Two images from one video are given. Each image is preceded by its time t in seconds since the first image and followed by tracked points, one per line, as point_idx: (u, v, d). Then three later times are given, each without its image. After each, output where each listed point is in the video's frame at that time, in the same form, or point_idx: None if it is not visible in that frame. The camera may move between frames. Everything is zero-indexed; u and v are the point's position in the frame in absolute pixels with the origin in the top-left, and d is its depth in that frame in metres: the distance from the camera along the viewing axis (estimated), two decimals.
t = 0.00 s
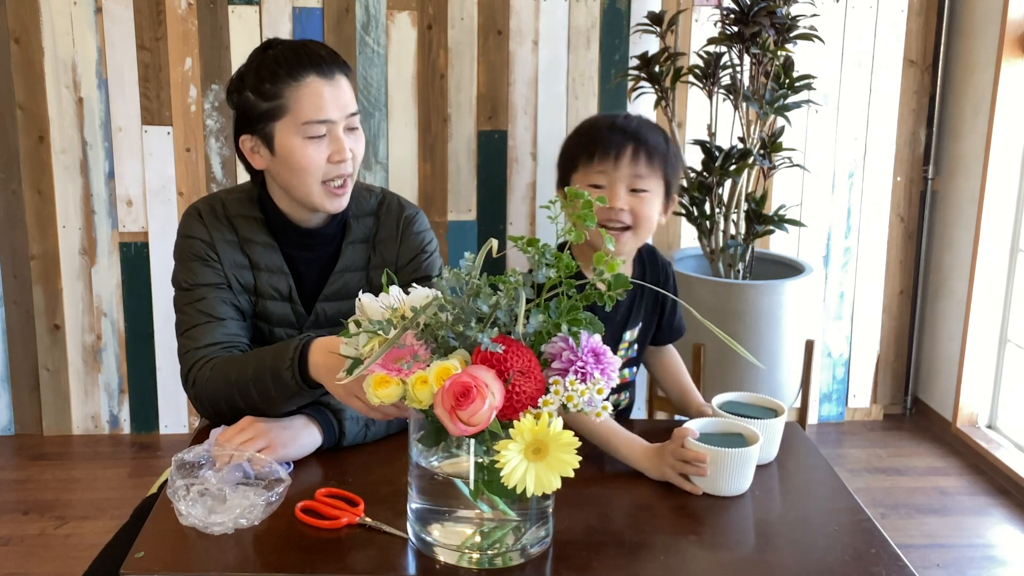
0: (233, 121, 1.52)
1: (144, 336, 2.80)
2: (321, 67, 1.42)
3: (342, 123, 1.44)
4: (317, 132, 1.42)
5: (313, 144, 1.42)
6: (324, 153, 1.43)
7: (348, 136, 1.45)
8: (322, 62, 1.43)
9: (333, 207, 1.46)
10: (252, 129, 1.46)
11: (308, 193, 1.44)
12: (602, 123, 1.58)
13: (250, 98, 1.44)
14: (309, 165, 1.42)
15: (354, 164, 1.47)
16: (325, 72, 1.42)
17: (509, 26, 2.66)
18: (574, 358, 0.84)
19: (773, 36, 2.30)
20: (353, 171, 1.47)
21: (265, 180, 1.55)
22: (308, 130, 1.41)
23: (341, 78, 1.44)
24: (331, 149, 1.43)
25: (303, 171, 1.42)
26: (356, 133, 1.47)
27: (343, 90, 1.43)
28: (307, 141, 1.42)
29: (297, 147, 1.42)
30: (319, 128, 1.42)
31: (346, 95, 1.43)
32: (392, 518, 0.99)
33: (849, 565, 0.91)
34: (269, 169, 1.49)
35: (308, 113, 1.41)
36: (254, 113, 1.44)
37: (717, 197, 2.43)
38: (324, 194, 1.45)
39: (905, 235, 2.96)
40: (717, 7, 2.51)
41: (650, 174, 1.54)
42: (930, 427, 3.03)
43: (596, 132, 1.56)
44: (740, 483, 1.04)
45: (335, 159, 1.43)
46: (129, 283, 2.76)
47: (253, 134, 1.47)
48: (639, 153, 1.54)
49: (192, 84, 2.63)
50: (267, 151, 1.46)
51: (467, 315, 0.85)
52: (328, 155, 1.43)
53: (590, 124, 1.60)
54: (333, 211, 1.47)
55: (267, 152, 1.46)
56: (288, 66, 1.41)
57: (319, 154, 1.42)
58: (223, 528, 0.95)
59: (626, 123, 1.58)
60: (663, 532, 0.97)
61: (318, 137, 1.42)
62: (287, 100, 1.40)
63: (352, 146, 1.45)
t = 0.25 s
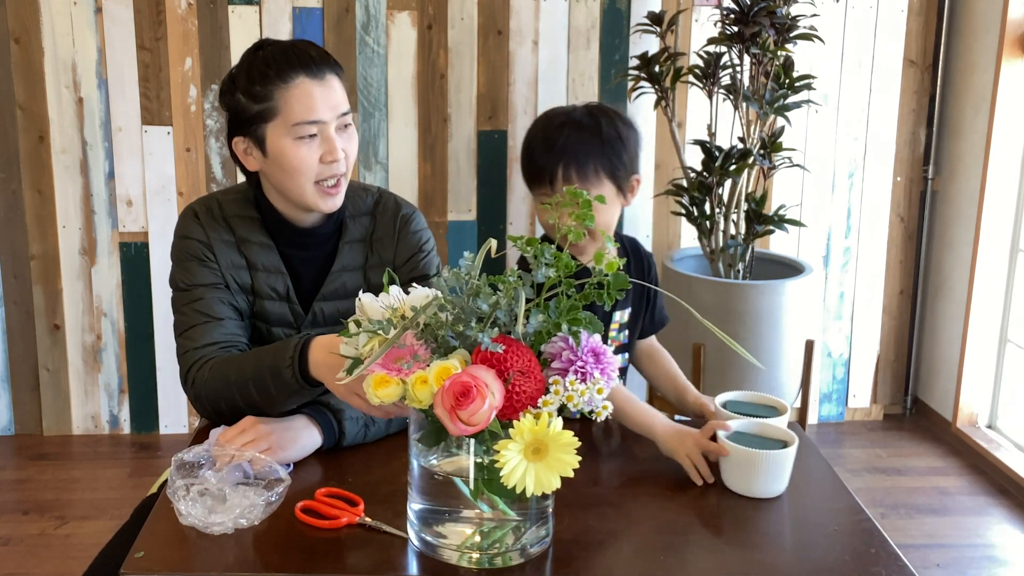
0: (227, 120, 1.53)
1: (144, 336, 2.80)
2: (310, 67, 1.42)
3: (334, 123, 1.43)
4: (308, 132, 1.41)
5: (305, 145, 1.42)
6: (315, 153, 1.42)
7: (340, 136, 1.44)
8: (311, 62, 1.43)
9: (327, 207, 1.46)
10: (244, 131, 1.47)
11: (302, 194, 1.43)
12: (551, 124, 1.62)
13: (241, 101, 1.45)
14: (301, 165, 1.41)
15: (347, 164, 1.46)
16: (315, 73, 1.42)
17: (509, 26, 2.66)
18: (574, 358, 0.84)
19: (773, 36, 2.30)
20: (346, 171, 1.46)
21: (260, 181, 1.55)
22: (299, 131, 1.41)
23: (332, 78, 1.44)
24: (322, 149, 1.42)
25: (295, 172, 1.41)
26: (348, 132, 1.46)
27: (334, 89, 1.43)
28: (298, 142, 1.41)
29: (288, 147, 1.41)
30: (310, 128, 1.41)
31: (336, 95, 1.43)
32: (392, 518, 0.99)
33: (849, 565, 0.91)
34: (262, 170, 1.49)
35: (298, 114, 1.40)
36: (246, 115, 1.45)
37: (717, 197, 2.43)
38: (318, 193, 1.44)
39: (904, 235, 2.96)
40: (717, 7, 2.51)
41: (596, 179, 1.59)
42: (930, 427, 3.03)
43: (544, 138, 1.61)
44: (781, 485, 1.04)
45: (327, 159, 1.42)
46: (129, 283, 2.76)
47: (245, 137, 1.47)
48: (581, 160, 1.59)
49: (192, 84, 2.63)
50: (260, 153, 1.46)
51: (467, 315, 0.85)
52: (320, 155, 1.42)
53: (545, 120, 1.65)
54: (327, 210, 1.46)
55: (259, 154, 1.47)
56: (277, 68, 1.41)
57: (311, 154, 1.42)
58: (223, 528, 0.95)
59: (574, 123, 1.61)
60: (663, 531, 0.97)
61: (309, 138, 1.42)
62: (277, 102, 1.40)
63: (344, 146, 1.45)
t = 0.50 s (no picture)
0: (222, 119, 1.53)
1: (144, 336, 2.80)
2: (305, 68, 1.42)
3: (329, 123, 1.43)
4: (304, 133, 1.41)
5: (300, 146, 1.41)
6: (311, 155, 1.42)
7: (336, 137, 1.44)
8: (306, 63, 1.42)
9: (324, 208, 1.46)
10: (240, 133, 1.47)
11: (298, 195, 1.44)
12: (519, 128, 1.80)
13: (237, 102, 1.45)
14: (297, 167, 1.41)
15: (344, 164, 1.46)
16: (310, 74, 1.41)
17: (509, 26, 2.66)
18: (574, 358, 0.85)
19: (773, 36, 2.30)
20: (342, 171, 1.46)
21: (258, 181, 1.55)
22: (295, 133, 1.41)
23: (327, 78, 1.43)
24: (318, 150, 1.42)
25: (291, 174, 1.41)
26: (344, 132, 1.46)
27: (329, 90, 1.43)
28: (294, 144, 1.41)
29: (284, 149, 1.41)
30: (305, 130, 1.41)
31: (332, 96, 1.42)
32: (392, 518, 0.98)
33: (849, 565, 0.91)
34: (258, 172, 1.49)
35: (294, 115, 1.40)
36: (241, 117, 1.45)
37: (717, 197, 2.43)
38: (315, 194, 1.44)
39: (904, 235, 2.96)
40: (717, 7, 2.51)
41: (568, 172, 1.77)
42: (930, 427, 3.03)
43: (515, 141, 1.79)
44: (795, 485, 1.05)
45: (324, 160, 1.42)
46: (129, 283, 2.76)
47: (241, 138, 1.47)
48: (552, 156, 1.76)
49: (192, 84, 2.63)
50: (256, 155, 1.46)
51: (467, 315, 0.84)
52: (316, 157, 1.42)
53: (513, 124, 1.83)
54: (324, 211, 1.47)
55: (256, 155, 1.47)
56: (272, 70, 1.41)
57: (307, 156, 1.42)
58: (222, 528, 0.95)
59: (540, 124, 1.79)
60: (662, 531, 0.97)
61: (304, 139, 1.41)
62: (273, 103, 1.40)
63: (341, 146, 1.45)
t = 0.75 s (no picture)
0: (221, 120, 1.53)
1: (144, 336, 2.80)
2: (306, 69, 1.42)
3: (330, 124, 1.43)
4: (305, 134, 1.41)
5: (301, 147, 1.41)
6: (312, 156, 1.42)
7: (336, 137, 1.44)
8: (307, 64, 1.42)
9: (324, 208, 1.46)
10: (240, 134, 1.47)
11: (299, 196, 1.44)
12: (515, 122, 1.81)
13: (237, 103, 1.45)
14: (297, 169, 1.41)
15: (344, 165, 1.46)
16: (310, 75, 1.42)
17: (509, 26, 2.66)
18: (574, 358, 0.84)
19: (773, 36, 2.30)
20: (343, 172, 1.46)
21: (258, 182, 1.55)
22: (295, 134, 1.41)
23: (327, 79, 1.43)
24: (318, 151, 1.42)
25: (291, 174, 1.41)
26: (345, 133, 1.45)
27: (329, 91, 1.43)
28: (294, 145, 1.41)
29: (284, 150, 1.41)
30: (306, 131, 1.41)
31: (333, 97, 1.43)
32: (392, 518, 0.99)
33: (849, 565, 0.91)
34: (258, 172, 1.49)
35: (294, 116, 1.40)
36: (242, 118, 1.45)
37: (717, 197, 2.43)
38: (316, 195, 1.44)
39: (905, 235, 2.96)
40: (717, 7, 2.51)
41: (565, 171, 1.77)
42: (930, 427, 3.03)
43: (509, 135, 1.80)
44: (795, 485, 1.05)
45: (324, 161, 1.42)
46: (129, 283, 2.76)
47: (241, 139, 1.47)
48: (544, 153, 1.77)
49: (192, 84, 2.63)
50: (256, 156, 1.46)
51: (467, 315, 0.85)
52: (317, 158, 1.42)
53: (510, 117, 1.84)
54: (325, 212, 1.47)
55: (256, 156, 1.47)
56: (272, 70, 1.41)
57: (307, 157, 1.42)
58: (223, 528, 0.95)
59: (535, 120, 1.80)
60: (662, 531, 0.97)
61: (305, 140, 1.41)
62: (273, 104, 1.40)
63: (341, 147, 1.44)
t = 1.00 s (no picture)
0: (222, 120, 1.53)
1: (144, 336, 2.80)
2: (307, 69, 1.42)
3: (331, 124, 1.43)
4: (306, 134, 1.41)
5: (302, 147, 1.41)
6: (313, 156, 1.42)
7: (338, 137, 1.44)
8: (308, 64, 1.43)
9: (325, 208, 1.46)
10: (241, 134, 1.47)
11: (300, 196, 1.44)
12: (529, 123, 1.80)
13: (238, 103, 1.45)
14: (299, 169, 1.41)
15: (346, 165, 1.46)
16: (311, 75, 1.42)
17: (509, 26, 2.66)
18: (574, 358, 0.85)
19: (773, 36, 2.30)
20: (344, 172, 1.46)
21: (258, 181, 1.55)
22: (296, 134, 1.41)
23: (328, 79, 1.43)
24: (320, 151, 1.42)
25: (292, 174, 1.41)
26: (346, 134, 1.45)
27: (331, 91, 1.43)
28: (295, 145, 1.41)
29: (285, 150, 1.41)
30: (307, 131, 1.41)
31: (334, 97, 1.43)
32: (392, 518, 0.99)
33: (849, 565, 0.91)
34: (259, 172, 1.49)
35: (295, 116, 1.40)
36: (243, 118, 1.45)
37: (717, 197, 2.43)
38: (317, 195, 1.44)
39: (904, 235, 2.96)
40: (717, 7, 2.51)
41: (571, 173, 1.78)
42: (930, 427, 3.03)
43: (523, 136, 1.78)
44: (794, 485, 1.05)
45: (325, 161, 1.42)
46: (129, 283, 2.76)
47: (242, 138, 1.47)
48: (560, 157, 1.77)
49: (192, 84, 2.63)
50: (257, 155, 1.46)
51: (467, 315, 0.84)
52: (318, 158, 1.42)
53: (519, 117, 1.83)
54: (326, 212, 1.47)
55: (256, 156, 1.47)
56: (274, 70, 1.41)
57: (308, 157, 1.42)
58: (223, 528, 0.95)
59: (550, 123, 1.79)
60: (662, 531, 0.97)
61: (306, 140, 1.41)
62: (274, 104, 1.40)
63: (342, 147, 1.44)
